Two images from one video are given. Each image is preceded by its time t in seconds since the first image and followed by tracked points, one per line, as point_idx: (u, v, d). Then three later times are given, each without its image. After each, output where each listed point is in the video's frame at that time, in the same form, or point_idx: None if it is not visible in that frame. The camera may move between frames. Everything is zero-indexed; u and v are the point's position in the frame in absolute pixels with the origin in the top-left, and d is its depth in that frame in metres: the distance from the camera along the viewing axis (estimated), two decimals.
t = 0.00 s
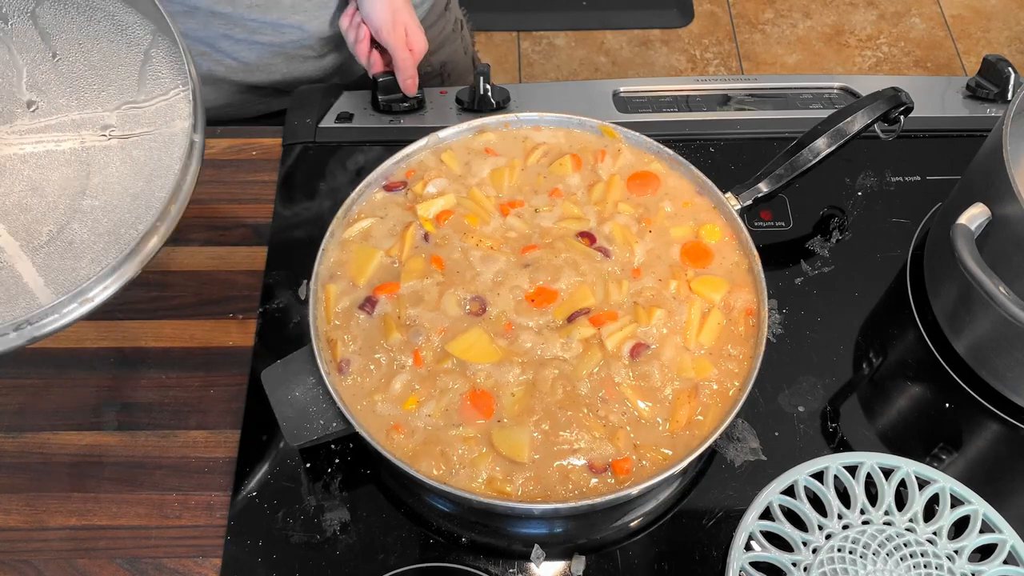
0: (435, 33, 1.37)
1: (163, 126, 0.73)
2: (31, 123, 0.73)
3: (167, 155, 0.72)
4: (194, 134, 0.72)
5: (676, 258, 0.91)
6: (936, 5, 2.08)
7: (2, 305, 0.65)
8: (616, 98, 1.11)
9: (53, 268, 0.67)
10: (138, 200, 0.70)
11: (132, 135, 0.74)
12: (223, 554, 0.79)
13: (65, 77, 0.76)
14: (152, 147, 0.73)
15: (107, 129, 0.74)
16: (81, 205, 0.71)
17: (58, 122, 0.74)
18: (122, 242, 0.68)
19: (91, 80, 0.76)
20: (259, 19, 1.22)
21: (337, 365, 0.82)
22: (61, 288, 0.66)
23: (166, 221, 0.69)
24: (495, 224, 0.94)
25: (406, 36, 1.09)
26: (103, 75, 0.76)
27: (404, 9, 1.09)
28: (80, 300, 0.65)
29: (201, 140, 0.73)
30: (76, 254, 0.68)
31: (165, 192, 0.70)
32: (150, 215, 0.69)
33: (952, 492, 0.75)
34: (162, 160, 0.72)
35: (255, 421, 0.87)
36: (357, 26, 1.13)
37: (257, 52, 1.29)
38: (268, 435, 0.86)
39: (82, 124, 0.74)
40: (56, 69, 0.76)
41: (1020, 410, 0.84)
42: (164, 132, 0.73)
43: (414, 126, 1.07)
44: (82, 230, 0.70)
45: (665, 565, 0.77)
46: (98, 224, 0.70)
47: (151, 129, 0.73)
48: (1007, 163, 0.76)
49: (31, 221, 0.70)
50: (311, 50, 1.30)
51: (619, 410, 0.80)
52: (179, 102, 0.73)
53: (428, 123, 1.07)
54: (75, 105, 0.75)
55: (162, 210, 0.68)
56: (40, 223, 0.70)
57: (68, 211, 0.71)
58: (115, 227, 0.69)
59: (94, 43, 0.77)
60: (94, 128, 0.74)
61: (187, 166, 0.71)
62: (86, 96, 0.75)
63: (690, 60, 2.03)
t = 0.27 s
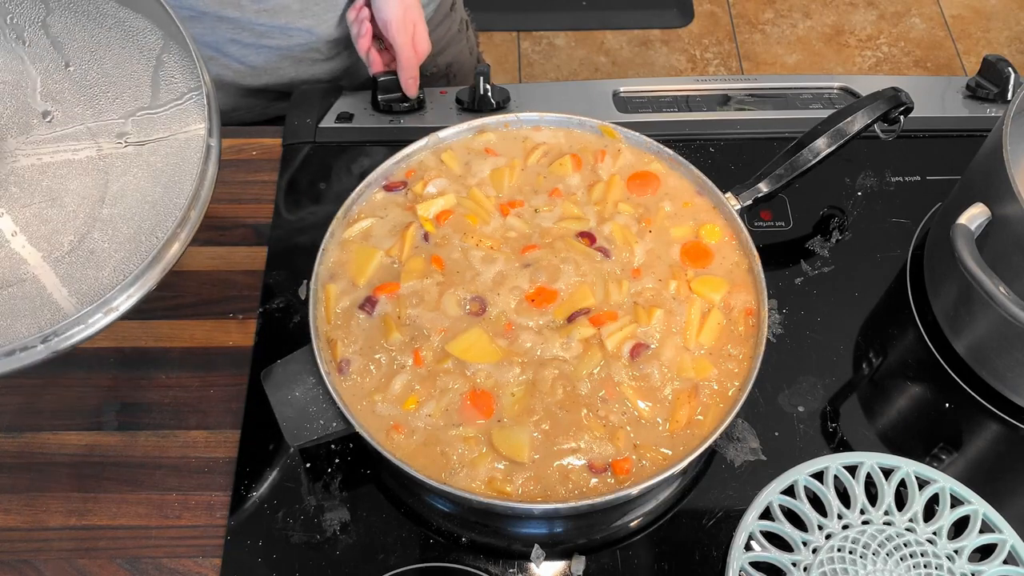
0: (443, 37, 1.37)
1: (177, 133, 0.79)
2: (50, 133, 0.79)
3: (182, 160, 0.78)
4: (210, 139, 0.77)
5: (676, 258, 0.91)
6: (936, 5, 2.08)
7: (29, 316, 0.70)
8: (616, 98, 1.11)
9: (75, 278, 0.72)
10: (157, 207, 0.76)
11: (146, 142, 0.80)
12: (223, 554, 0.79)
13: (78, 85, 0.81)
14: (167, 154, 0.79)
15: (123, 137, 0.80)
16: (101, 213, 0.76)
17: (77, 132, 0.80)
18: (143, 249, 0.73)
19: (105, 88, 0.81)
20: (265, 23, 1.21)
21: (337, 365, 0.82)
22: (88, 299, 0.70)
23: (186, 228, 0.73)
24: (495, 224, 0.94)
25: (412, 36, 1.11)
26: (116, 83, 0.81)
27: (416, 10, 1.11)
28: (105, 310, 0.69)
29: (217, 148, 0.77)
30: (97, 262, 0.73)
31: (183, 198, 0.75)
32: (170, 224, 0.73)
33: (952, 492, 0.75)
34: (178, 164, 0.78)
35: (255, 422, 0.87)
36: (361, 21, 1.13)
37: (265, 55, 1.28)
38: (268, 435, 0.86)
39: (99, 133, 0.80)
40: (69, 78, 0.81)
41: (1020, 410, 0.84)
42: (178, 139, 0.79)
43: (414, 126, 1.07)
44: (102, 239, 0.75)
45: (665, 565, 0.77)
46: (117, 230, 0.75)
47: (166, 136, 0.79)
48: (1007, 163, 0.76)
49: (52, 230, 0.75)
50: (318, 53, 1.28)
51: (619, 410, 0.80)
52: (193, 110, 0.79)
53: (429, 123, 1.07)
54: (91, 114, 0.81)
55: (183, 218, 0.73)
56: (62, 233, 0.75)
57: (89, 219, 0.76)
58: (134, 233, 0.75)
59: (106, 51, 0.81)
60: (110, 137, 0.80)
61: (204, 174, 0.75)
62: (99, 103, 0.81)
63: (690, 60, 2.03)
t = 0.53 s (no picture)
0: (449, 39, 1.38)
1: (177, 136, 0.79)
2: (51, 133, 0.79)
3: (182, 164, 0.77)
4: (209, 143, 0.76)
5: (676, 258, 0.91)
6: (936, 5, 2.08)
7: (22, 317, 0.70)
8: (616, 98, 1.11)
9: (70, 281, 0.72)
10: (154, 211, 0.76)
11: (147, 144, 0.79)
12: (223, 554, 0.79)
13: (81, 87, 0.81)
14: (166, 156, 0.78)
15: (123, 139, 0.80)
16: (98, 216, 0.76)
17: (76, 133, 0.79)
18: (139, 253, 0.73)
19: (108, 90, 0.81)
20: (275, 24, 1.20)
21: (337, 365, 0.82)
22: (82, 302, 0.70)
23: (182, 231, 0.72)
24: (495, 224, 0.94)
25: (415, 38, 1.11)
26: (118, 85, 0.81)
27: (418, 11, 1.11)
28: (97, 314, 0.68)
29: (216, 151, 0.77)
30: (92, 265, 0.73)
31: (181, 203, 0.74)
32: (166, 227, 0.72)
33: (952, 492, 0.75)
34: (178, 168, 0.77)
35: (255, 421, 0.87)
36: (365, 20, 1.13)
37: (273, 57, 1.28)
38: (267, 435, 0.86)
39: (100, 134, 0.80)
40: (72, 79, 0.81)
41: (1020, 410, 0.84)
42: (177, 142, 0.78)
43: (414, 126, 1.07)
44: (97, 241, 0.74)
45: (665, 565, 0.77)
46: (114, 233, 0.75)
47: (166, 139, 0.79)
48: (1007, 163, 0.76)
49: (49, 231, 0.75)
50: (325, 54, 1.28)
51: (619, 410, 0.80)
52: (193, 112, 0.79)
53: (429, 123, 1.07)
54: (92, 115, 0.80)
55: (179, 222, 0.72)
56: (58, 234, 0.75)
57: (85, 221, 0.76)
58: (129, 237, 0.74)
59: (109, 51, 0.81)
60: (110, 138, 0.80)
61: (202, 177, 0.74)
62: (100, 104, 0.81)
63: (690, 60, 2.03)
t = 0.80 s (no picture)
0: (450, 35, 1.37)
1: (179, 132, 0.78)
2: (51, 129, 0.78)
3: (184, 159, 0.77)
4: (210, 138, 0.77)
5: (676, 258, 0.91)
6: (936, 5, 2.08)
7: (23, 313, 0.69)
8: (616, 98, 1.11)
9: (71, 277, 0.71)
10: (156, 207, 0.75)
11: (148, 140, 0.79)
12: (223, 554, 0.79)
13: (81, 83, 0.80)
14: (168, 152, 0.78)
15: (124, 135, 0.79)
16: (99, 212, 0.75)
17: (77, 130, 0.79)
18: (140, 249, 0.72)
19: (108, 86, 0.81)
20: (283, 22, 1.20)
21: (337, 365, 0.82)
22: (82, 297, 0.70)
23: (184, 227, 0.73)
24: (495, 224, 0.94)
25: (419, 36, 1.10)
26: (118, 81, 0.81)
27: (423, 10, 1.11)
28: (98, 310, 0.68)
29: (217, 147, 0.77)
30: (94, 261, 0.73)
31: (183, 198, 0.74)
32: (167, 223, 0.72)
33: (952, 492, 0.75)
34: (179, 163, 0.77)
35: (254, 421, 0.87)
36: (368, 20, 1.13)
37: (279, 55, 1.28)
38: (267, 434, 0.86)
39: (101, 131, 0.79)
40: (71, 75, 0.80)
41: (1019, 410, 0.84)
42: (179, 138, 0.78)
43: (414, 126, 1.07)
44: (98, 238, 0.74)
45: (665, 565, 0.77)
46: (116, 230, 0.74)
47: (168, 135, 0.79)
48: (1006, 163, 0.76)
49: (49, 228, 0.74)
50: (331, 53, 1.28)
51: (619, 410, 0.80)
52: (194, 108, 0.79)
53: (429, 123, 1.07)
54: (92, 111, 0.80)
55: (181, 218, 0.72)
56: (59, 230, 0.74)
57: (86, 218, 0.75)
58: (131, 233, 0.74)
59: (108, 47, 0.81)
60: (111, 134, 0.79)
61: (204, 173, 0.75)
62: (100, 100, 0.80)
63: (690, 60, 2.03)
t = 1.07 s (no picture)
0: (454, 35, 1.37)
1: (179, 117, 0.78)
2: (51, 120, 0.78)
3: (184, 143, 0.77)
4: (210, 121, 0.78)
5: (676, 258, 0.91)
6: (936, 5, 2.08)
7: (24, 300, 0.68)
8: (616, 98, 1.11)
9: (72, 263, 0.70)
10: (156, 190, 0.74)
11: (149, 126, 0.79)
12: (223, 554, 0.79)
13: (78, 71, 0.81)
14: (168, 137, 0.78)
15: (124, 122, 0.79)
16: (100, 199, 0.74)
17: (77, 119, 0.78)
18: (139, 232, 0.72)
19: (105, 74, 0.81)
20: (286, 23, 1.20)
21: (337, 365, 0.82)
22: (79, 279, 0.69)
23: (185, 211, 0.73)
24: (495, 224, 0.94)
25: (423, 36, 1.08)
26: (117, 69, 0.81)
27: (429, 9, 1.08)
28: (99, 291, 0.68)
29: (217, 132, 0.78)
30: (97, 248, 0.71)
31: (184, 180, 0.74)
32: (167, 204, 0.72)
33: (952, 492, 0.75)
34: (180, 148, 0.77)
35: (254, 422, 0.87)
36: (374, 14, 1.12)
37: (282, 56, 1.28)
38: (268, 434, 0.86)
39: (101, 120, 0.79)
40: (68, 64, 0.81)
41: (1020, 411, 0.84)
42: (179, 123, 0.78)
43: (414, 126, 1.07)
44: (101, 224, 0.73)
45: (665, 565, 0.77)
46: (116, 214, 0.73)
47: (168, 120, 0.78)
48: (1007, 163, 0.76)
49: (52, 217, 0.73)
50: (333, 52, 1.28)
51: (619, 410, 0.80)
52: (194, 93, 0.79)
53: (429, 123, 1.07)
54: (91, 101, 0.80)
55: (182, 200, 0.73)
56: (60, 218, 0.73)
57: (88, 204, 0.74)
58: (133, 217, 0.73)
59: (107, 36, 0.83)
60: (111, 123, 0.79)
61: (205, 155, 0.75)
62: (100, 90, 0.80)
63: (690, 60, 2.03)
